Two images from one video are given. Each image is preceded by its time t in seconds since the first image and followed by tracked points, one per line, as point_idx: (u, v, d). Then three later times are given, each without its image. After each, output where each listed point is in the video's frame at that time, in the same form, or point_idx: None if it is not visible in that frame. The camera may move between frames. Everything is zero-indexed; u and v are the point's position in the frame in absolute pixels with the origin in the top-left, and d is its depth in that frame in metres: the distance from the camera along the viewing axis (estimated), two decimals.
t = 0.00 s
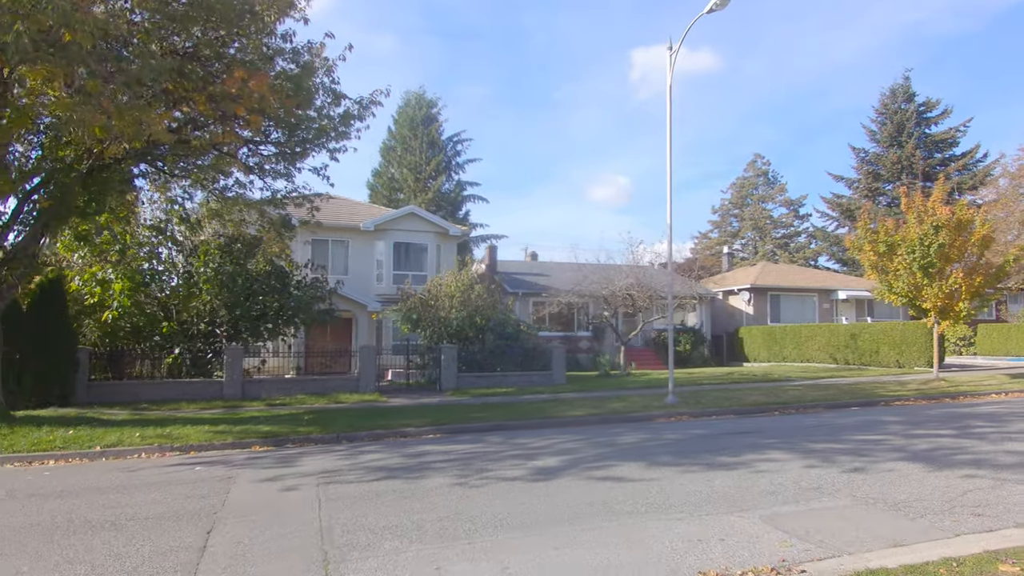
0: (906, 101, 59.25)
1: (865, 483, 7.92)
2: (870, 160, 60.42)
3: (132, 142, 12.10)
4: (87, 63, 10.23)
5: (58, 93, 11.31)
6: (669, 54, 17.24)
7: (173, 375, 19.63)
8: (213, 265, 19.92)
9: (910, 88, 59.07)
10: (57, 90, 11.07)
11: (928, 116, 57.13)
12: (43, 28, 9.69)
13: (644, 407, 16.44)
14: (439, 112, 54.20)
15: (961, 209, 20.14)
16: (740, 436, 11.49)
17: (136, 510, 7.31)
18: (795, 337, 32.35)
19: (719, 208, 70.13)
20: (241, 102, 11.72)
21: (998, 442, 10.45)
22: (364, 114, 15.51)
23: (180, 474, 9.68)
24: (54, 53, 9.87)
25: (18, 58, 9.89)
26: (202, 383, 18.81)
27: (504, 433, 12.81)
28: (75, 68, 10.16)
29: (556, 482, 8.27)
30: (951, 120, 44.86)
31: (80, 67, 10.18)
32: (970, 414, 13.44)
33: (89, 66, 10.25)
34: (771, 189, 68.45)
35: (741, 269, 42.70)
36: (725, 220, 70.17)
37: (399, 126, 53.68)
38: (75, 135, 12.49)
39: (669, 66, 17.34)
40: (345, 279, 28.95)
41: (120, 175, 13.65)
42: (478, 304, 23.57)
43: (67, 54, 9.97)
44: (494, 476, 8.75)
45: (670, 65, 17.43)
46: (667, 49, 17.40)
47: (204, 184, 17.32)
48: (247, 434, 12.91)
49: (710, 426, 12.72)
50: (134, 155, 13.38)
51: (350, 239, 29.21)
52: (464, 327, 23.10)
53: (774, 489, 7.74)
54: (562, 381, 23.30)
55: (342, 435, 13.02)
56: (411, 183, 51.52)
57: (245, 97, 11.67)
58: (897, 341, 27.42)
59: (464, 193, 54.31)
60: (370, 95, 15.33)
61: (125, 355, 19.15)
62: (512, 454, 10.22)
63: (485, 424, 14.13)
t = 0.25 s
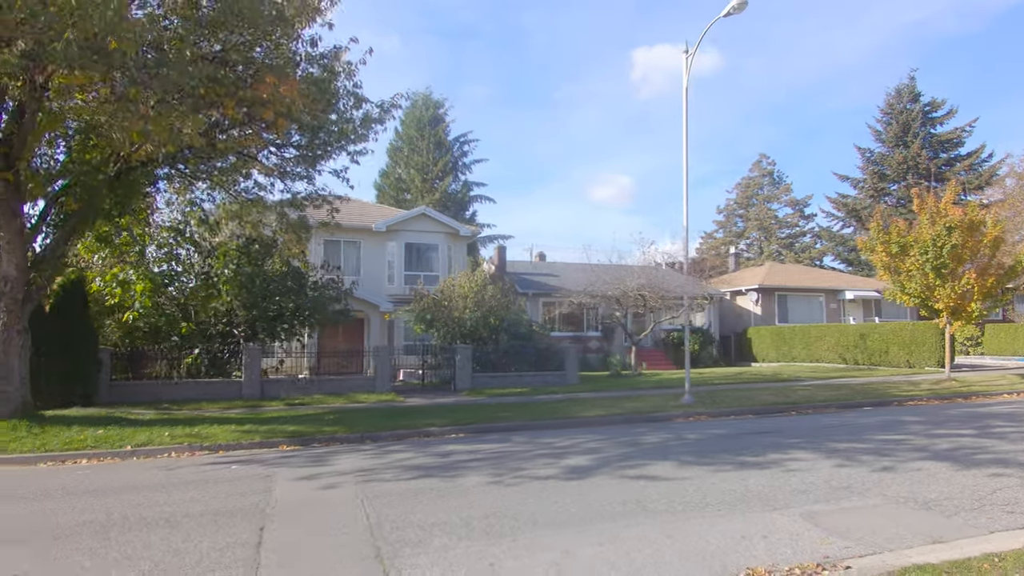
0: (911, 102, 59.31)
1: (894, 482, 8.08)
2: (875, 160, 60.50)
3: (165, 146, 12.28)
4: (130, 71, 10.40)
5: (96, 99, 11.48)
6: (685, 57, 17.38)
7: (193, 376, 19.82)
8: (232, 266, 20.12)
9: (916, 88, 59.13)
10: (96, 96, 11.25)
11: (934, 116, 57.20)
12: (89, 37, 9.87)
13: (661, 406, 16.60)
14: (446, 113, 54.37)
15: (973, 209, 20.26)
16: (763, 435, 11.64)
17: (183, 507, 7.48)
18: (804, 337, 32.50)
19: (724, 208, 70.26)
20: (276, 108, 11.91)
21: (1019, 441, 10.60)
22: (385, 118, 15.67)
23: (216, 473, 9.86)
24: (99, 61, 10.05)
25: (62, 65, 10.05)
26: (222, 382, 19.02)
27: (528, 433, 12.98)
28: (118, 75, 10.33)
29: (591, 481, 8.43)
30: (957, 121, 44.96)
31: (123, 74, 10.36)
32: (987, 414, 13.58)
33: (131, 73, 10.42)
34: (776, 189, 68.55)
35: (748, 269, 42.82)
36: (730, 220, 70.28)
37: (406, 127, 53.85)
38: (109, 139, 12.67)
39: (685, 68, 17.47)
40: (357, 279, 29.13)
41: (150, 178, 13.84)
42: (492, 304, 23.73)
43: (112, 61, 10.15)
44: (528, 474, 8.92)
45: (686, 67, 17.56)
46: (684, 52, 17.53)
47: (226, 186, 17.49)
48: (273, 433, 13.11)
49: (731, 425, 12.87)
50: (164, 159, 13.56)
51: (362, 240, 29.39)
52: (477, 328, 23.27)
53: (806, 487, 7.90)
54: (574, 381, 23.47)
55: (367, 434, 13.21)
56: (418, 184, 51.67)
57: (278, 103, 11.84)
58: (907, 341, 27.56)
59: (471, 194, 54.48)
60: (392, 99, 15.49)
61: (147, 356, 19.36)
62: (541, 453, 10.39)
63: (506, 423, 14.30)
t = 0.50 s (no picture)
0: (919, 102, 59.28)
1: (926, 477, 8.21)
2: (883, 160, 60.46)
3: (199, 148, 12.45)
4: (174, 75, 10.55)
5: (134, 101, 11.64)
6: (702, 59, 17.51)
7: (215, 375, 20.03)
8: (253, 266, 20.41)
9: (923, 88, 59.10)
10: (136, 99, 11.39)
11: (942, 116, 57.17)
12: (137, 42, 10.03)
13: (680, 405, 16.74)
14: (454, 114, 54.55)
15: (988, 209, 20.31)
16: (787, 433, 11.78)
17: (231, 501, 7.66)
18: (815, 337, 32.58)
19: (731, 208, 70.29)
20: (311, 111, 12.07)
21: None
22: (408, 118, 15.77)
23: (252, 469, 10.05)
24: (146, 65, 10.17)
25: (108, 69, 10.19)
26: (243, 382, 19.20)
27: (552, 430, 13.14)
28: (162, 79, 10.48)
29: (626, 477, 8.58)
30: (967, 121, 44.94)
31: (167, 78, 10.50)
32: (1007, 413, 13.69)
33: (175, 77, 10.54)
34: (783, 189, 68.55)
35: (757, 269, 42.90)
36: (737, 221, 70.33)
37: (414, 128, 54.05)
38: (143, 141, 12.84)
39: (703, 69, 17.59)
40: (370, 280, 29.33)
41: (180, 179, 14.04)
42: (507, 304, 23.89)
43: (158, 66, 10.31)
44: (562, 470, 9.09)
45: (704, 69, 17.71)
46: (701, 53, 17.66)
47: (249, 187, 17.68)
48: (301, 431, 13.33)
49: (753, 423, 13.01)
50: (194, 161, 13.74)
51: (376, 240, 29.59)
52: (493, 327, 23.45)
53: (839, 483, 8.04)
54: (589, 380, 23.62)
55: (393, 432, 13.42)
56: (426, 184, 51.81)
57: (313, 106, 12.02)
58: (920, 340, 27.61)
59: (479, 194, 54.66)
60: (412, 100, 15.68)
61: (169, 355, 19.56)
62: (570, 450, 10.55)
63: (529, 421, 14.47)
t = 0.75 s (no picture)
0: (926, 101, 59.25)
1: (954, 476, 8.36)
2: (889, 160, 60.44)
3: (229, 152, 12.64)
4: (214, 82, 10.73)
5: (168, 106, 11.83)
6: (719, 62, 17.66)
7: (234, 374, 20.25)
8: (272, 267, 20.60)
9: (930, 87, 59.07)
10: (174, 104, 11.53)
11: (949, 116, 57.13)
12: (180, 49, 10.22)
13: (697, 404, 16.90)
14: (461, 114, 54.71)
15: (1002, 210, 20.40)
16: (809, 432, 11.93)
17: (275, 499, 7.82)
18: (825, 337, 32.69)
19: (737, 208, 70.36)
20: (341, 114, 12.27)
21: None
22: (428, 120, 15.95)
23: (286, 467, 10.24)
24: (188, 72, 10.30)
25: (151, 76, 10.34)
26: (263, 381, 19.43)
27: (574, 430, 13.32)
28: (201, 86, 10.61)
29: (657, 475, 8.75)
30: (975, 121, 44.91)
31: (206, 85, 10.68)
32: None
33: (216, 85, 10.70)
34: (789, 189, 68.57)
35: (766, 269, 42.98)
36: (743, 220, 70.42)
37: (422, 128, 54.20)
38: (173, 145, 13.03)
39: (719, 72, 17.72)
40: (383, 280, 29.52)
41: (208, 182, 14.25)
42: (521, 305, 24.06)
43: (198, 73, 10.48)
44: (593, 469, 9.24)
45: (719, 71, 17.84)
46: (717, 55, 17.78)
47: (270, 189, 17.87)
48: (326, 430, 13.53)
49: (774, 423, 13.17)
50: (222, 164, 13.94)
51: (388, 241, 29.76)
52: (507, 328, 23.64)
53: (869, 481, 8.20)
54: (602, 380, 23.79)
55: (417, 431, 13.61)
56: (434, 185, 51.97)
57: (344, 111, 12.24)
58: (931, 340, 27.70)
59: (486, 194, 54.81)
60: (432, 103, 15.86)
61: (189, 355, 19.75)
62: (598, 449, 10.72)
63: (549, 421, 14.65)
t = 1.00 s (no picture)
0: (931, 101, 59.34)
1: (983, 470, 8.48)
2: (894, 160, 60.52)
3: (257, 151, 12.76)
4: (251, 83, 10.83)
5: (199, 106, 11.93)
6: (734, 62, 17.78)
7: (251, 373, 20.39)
8: (289, 266, 20.72)
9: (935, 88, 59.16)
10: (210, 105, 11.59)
11: (954, 116, 57.22)
12: (222, 49, 10.33)
13: (713, 402, 17.03)
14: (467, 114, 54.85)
15: (1014, 210, 20.51)
16: (831, 429, 12.06)
17: (316, 492, 7.95)
18: (833, 336, 32.78)
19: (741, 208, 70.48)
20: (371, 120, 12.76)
21: None
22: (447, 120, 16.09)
23: (318, 462, 10.38)
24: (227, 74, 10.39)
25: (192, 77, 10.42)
26: (280, 380, 19.59)
27: (596, 426, 13.46)
28: (239, 87, 10.67)
29: (688, 470, 8.89)
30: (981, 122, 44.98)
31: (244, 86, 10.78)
32: None
33: (254, 86, 10.73)
34: (793, 189, 68.66)
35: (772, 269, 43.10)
36: (747, 220, 70.57)
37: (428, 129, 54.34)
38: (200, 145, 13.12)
39: (734, 72, 17.86)
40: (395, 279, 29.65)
41: (231, 182, 14.36)
42: (534, 304, 24.18)
43: (235, 74, 10.57)
44: (623, 464, 9.36)
45: (734, 72, 17.97)
46: (732, 56, 17.91)
47: (288, 189, 18.02)
48: (350, 427, 13.67)
49: (793, 420, 13.29)
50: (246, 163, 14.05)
51: (399, 240, 29.89)
52: (520, 326, 23.79)
53: (899, 476, 8.33)
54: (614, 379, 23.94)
55: (439, 428, 13.76)
56: (441, 185, 52.09)
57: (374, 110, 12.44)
58: (941, 339, 27.80)
59: (492, 194, 54.92)
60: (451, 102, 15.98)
61: (204, 353, 19.85)
62: (624, 445, 10.85)
63: (569, 418, 14.78)
